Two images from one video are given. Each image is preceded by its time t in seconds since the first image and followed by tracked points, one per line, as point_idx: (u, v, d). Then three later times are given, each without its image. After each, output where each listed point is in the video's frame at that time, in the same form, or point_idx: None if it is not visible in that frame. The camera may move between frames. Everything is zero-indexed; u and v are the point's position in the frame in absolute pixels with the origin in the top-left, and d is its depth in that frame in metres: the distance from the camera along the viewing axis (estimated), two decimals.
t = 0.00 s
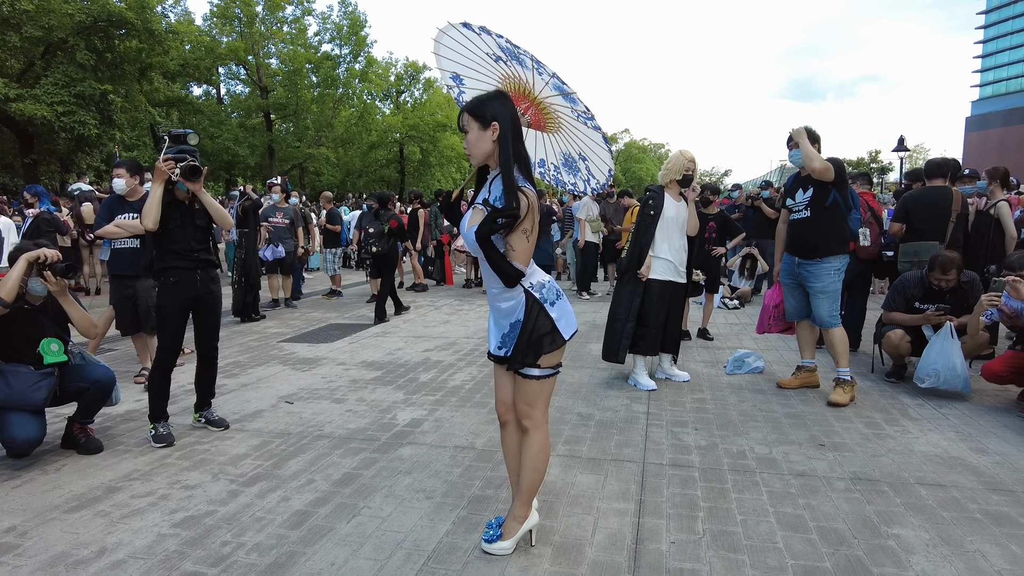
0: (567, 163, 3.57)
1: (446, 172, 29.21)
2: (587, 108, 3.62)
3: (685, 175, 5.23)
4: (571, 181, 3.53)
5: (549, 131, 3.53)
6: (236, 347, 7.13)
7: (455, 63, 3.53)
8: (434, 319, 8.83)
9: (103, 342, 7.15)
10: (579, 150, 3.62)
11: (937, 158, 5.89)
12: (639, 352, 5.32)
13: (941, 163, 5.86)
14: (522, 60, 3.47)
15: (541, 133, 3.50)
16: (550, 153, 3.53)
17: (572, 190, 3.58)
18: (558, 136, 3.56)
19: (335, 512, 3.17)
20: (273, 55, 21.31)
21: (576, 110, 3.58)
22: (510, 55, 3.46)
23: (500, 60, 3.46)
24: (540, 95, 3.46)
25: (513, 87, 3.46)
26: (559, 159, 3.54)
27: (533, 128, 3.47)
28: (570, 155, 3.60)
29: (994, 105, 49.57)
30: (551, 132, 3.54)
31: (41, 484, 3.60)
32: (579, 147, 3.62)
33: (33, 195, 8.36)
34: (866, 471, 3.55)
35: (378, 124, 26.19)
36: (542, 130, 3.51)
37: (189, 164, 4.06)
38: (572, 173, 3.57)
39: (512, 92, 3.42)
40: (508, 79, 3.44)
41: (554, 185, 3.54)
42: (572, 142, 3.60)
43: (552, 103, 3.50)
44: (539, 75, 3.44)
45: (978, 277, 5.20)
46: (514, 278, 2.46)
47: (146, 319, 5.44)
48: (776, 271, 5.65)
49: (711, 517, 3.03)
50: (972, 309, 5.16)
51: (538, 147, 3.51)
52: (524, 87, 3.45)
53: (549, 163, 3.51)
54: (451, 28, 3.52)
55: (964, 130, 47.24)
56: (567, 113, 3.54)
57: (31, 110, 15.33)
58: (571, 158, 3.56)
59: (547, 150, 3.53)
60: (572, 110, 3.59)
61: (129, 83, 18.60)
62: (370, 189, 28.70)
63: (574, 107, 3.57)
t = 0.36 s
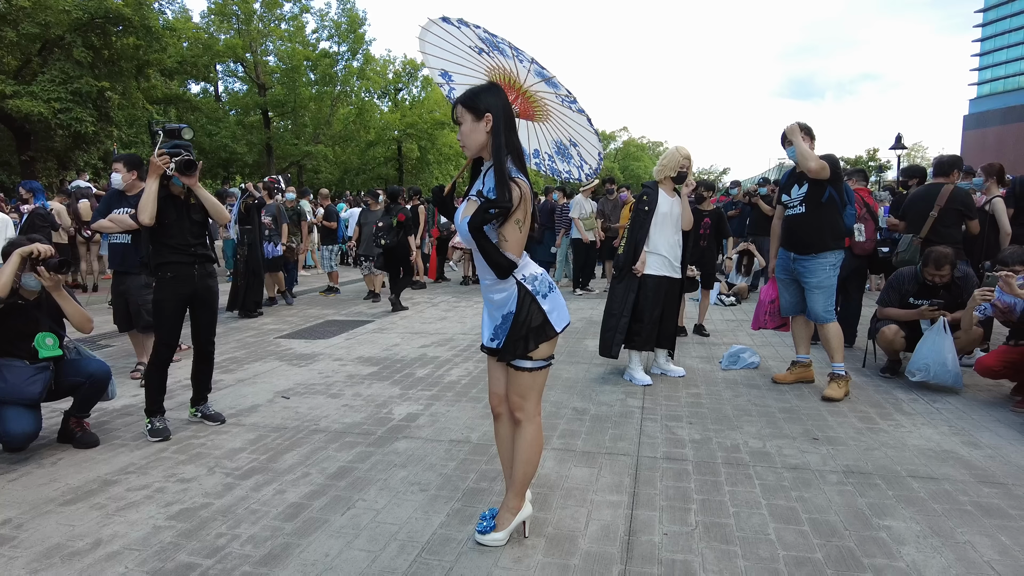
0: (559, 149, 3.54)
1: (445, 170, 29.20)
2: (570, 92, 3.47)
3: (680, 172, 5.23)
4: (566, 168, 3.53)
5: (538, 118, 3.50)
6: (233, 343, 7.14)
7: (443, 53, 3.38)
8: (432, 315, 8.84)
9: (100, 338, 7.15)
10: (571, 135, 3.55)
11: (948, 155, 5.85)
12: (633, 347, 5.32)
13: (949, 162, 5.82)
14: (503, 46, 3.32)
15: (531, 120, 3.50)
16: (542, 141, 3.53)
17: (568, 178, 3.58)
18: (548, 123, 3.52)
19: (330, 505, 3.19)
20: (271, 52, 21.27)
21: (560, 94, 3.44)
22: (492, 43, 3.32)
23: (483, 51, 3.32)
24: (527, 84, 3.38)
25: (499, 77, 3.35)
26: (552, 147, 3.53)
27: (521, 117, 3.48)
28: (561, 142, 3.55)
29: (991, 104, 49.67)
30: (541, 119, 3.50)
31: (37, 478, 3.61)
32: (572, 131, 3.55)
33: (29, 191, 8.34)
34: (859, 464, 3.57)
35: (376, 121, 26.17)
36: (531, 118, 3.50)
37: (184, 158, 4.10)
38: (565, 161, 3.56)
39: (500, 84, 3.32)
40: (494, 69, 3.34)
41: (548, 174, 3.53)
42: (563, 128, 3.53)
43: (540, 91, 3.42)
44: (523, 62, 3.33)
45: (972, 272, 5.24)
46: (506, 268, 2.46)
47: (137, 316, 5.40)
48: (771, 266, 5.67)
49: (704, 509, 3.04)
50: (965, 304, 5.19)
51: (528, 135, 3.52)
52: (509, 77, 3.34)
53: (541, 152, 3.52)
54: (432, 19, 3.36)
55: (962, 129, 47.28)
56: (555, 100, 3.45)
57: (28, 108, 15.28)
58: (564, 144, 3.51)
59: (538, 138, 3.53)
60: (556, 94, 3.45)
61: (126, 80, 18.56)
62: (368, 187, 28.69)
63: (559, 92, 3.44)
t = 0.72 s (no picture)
0: (570, 138, 3.25)
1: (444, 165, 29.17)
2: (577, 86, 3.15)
3: (682, 166, 5.21)
4: (577, 159, 3.25)
5: (549, 106, 3.17)
6: (234, 337, 7.13)
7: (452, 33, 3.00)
8: (433, 310, 8.85)
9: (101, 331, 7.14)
10: (581, 125, 3.27)
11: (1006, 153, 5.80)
12: (639, 341, 5.33)
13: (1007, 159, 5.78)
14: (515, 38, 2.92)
15: (542, 107, 3.17)
16: (553, 128, 3.22)
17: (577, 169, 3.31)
18: (559, 111, 3.21)
19: (334, 496, 3.19)
20: (270, 47, 21.17)
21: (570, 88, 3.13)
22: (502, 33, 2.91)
23: (494, 36, 2.93)
24: (537, 72, 3.03)
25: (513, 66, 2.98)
26: (563, 136, 3.23)
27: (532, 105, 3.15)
28: (572, 133, 3.26)
29: (990, 100, 49.68)
30: (553, 107, 3.18)
31: (41, 469, 3.61)
32: (581, 122, 3.28)
33: (29, 184, 8.31)
34: (862, 456, 3.58)
35: (375, 116, 26.11)
36: (542, 105, 3.17)
37: (185, 150, 4.11)
38: (575, 151, 3.27)
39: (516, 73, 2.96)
40: (507, 57, 2.96)
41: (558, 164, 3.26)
42: (574, 116, 3.24)
43: (551, 80, 3.08)
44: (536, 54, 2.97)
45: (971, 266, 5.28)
46: (528, 253, 2.46)
47: (137, 312, 5.36)
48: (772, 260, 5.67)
49: (708, 500, 3.05)
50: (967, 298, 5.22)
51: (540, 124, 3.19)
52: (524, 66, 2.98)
53: (552, 140, 3.20)
54: (443, 1, 2.99)
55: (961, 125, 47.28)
56: (567, 91, 3.14)
57: (25, 102, 15.16)
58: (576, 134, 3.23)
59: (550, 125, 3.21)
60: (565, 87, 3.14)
61: (125, 75, 18.52)
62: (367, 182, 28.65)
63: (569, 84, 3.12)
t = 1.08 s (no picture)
0: (581, 129, 3.20)
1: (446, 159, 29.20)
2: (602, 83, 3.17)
3: (687, 160, 5.22)
4: (585, 150, 3.19)
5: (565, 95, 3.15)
6: (240, 331, 7.16)
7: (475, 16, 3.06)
8: (437, 304, 8.86)
9: (106, 324, 7.17)
10: (596, 118, 3.22)
11: None
12: (645, 335, 5.34)
13: None
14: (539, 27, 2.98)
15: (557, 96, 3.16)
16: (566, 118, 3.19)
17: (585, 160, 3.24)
18: (575, 101, 3.18)
19: (343, 487, 3.21)
20: (272, 40, 21.17)
21: (592, 83, 3.14)
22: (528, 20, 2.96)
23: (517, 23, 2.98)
24: (558, 59, 3.06)
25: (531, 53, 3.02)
26: (574, 126, 3.19)
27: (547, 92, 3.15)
28: (584, 123, 3.20)
29: (994, 95, 49.49)
30: (569, 97, 3.16)
31: (51, 461, 3.63)
32: (598, 116, 3.23)
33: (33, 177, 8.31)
34: (868, 449, 3.59)
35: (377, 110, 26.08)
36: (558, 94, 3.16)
37: (191, 143, 4.11)
38: (585, 141, 3.21)
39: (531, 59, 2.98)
40: (525, 43, 3.00)
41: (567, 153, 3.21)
42: (590, 108, 3.20)
43: (569, 67, 3.09)
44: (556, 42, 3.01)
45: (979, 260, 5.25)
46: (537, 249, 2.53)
47: (142, 306, 5.37)
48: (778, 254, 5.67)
49: (716, 492, 3.07)
50: (973, 292, 5.21)
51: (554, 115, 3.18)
52: (542, 53, 3.01)
53: (562, 129, 3.17)
54: None
55: (965, 120, 47.09)
56: (587, 82, 3.13)
57: (29, 95, 15.20)
58: (587, 125, 3.17)
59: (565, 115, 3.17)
60: (587, 83, 3.15)
61: (128, 68, 18.50)
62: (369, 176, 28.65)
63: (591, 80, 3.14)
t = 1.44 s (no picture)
0: (602, 141, 3.30)
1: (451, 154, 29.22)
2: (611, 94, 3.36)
3: (694, 153, 5.21)
4: (606, 160, 3.28)
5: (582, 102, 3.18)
6: (247, 325, 7.20)
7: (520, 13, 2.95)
8: (443, 298, 8.89)
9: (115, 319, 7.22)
10: (611, 130, 3.37)
11: None
12: (651, 329, 5.35)
13: None
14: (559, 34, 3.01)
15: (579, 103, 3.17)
16: (588, 127, 3.23)
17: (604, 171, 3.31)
18: (594, 111, 3.24)
19: (352, 479, 3.24)
20: (277, 35, 21.16)
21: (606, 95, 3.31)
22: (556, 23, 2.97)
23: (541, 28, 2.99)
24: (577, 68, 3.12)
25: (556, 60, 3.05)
26: (596, 136, 3.26)
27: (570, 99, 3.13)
28: (603, 136, 3.32)
29: (1003, 88, 49.04)
30: (588, 105, 3.20)
31: (63, 453, 3.68)
32: (610, 129, 3.39)
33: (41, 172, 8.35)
34: (874, 443, 3.60)
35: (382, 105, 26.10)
36: (578, 103, 3.17)
37: (199, 137, 4.11)
38: (605, 153, 3.31)
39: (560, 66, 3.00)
40: (552, 48, 3.00)
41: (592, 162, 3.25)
42: (606, 119, 3.33)
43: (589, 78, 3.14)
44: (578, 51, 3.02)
45: (987, 254, 5.24)
46: (507, 229, 2.51)
47: (147, 301, 5.39)
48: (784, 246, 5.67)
49: (721, 485, 3.09)
50: (980, 286, 5.22)
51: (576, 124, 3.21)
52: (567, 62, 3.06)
53: (586, 137, 3.20)
54: None
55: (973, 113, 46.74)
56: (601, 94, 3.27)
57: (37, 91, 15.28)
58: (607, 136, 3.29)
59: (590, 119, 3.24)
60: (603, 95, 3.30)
61: (134, 64, 18.55)
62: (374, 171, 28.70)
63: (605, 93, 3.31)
